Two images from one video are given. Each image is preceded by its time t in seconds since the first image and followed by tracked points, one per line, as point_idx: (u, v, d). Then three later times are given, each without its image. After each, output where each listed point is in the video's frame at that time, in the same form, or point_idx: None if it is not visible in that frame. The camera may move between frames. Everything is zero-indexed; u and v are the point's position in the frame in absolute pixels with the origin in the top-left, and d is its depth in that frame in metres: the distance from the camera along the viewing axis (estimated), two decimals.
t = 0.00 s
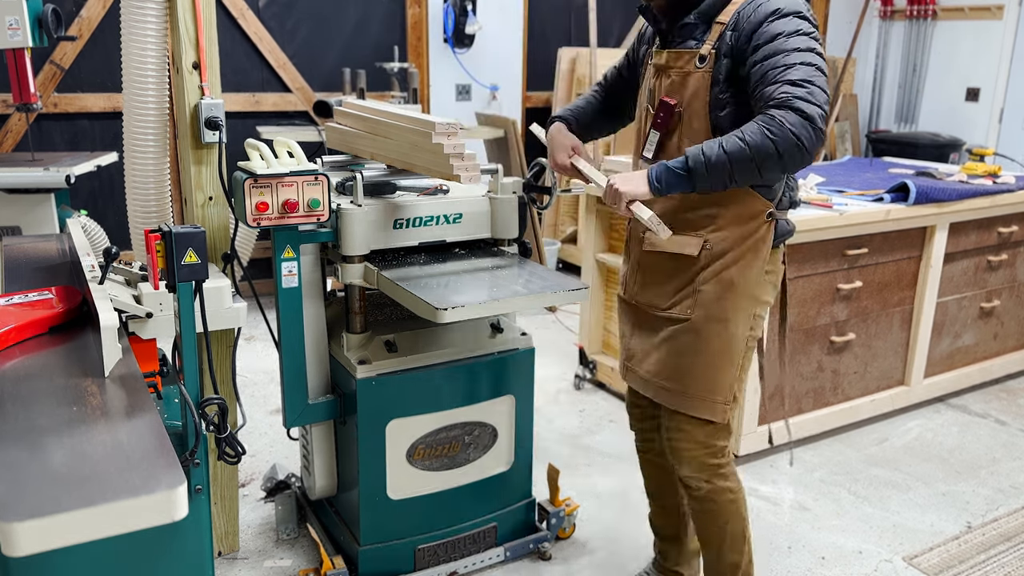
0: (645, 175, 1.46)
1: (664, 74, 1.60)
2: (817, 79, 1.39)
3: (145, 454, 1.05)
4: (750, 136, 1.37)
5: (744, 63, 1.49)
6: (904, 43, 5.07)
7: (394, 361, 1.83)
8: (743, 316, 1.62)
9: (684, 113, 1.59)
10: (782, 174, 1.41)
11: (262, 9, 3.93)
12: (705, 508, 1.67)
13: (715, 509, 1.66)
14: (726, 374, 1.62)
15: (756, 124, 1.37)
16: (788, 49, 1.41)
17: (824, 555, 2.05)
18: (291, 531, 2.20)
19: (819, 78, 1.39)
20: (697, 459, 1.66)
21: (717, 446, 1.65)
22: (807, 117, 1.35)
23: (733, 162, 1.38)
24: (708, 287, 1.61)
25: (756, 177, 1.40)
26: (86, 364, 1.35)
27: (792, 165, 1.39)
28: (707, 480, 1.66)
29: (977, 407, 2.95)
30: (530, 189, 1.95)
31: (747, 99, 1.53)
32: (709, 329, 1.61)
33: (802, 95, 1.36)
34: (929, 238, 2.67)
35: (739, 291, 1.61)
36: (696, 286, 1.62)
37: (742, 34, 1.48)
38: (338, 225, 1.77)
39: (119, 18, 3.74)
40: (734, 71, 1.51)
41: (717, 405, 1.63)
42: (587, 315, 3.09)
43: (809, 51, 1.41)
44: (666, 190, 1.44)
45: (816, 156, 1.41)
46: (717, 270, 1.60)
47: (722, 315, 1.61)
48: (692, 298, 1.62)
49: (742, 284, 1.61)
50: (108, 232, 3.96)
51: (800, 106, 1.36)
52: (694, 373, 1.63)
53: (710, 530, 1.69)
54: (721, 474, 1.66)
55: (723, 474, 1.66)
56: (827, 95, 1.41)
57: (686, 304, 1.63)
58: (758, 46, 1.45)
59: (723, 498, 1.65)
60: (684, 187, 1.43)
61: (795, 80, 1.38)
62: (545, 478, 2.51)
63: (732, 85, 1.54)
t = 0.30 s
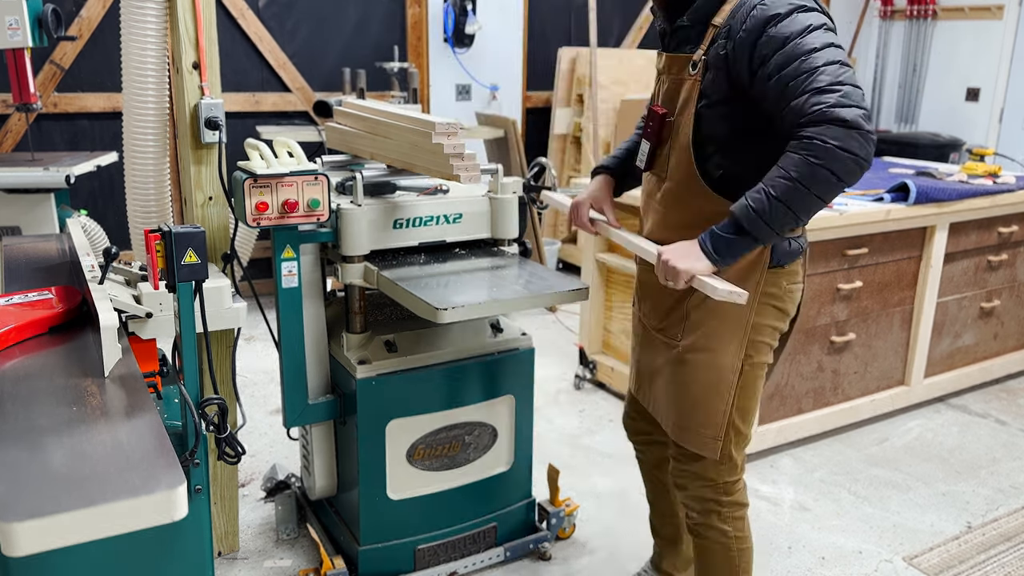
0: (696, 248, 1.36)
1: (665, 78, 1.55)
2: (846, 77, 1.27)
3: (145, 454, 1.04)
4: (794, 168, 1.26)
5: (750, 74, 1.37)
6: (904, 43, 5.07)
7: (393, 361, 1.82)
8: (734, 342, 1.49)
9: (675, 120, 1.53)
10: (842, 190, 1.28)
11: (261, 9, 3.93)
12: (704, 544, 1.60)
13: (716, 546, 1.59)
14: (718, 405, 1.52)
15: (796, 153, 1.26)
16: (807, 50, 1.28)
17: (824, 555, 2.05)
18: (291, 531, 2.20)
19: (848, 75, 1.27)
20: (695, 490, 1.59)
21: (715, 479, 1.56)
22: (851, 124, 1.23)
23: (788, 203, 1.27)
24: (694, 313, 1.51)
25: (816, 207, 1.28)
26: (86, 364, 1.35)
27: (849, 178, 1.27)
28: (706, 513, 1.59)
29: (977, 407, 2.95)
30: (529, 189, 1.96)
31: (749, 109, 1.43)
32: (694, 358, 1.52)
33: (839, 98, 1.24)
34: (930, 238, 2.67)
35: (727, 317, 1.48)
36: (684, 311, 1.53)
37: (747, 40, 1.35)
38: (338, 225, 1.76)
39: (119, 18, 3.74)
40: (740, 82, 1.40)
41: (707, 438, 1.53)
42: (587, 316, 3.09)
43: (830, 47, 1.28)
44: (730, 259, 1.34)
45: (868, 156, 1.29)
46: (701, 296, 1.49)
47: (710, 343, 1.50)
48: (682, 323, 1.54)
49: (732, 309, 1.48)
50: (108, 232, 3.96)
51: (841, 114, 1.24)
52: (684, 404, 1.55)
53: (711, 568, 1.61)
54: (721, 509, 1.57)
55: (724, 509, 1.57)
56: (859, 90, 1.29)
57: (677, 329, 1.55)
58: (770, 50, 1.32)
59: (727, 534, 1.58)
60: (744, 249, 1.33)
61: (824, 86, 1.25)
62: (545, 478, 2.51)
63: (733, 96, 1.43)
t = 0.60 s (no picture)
0: (646, 300, 1.30)
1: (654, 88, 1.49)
2: (795, 111, 1.20)
3: (144, 455, 1.04)
4: (725, 213, 1.23)
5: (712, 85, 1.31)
6: (904, 43, 5.07)
7: (393, 360, 1.83)
8: (742, 358, 1.45)
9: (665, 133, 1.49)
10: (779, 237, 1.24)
11: (262, 9, 3.93)
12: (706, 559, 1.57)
13: (720, 562, 1.55)
14: (725, 420, 1.48)
15: (727, 195, 1.23)
16: (760, 74, 1.21)
17: (824, 555, 2.05)
18: (291, 531, 2.20)
19: (799, 106, 1.20)
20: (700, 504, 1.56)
21: (720, 494, 1.52)
22: (784, 170, 1.19)
23: (718, 256, 1.23)
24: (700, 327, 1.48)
25: (752, 256, 1.24)
26: (85, 364, 1.35)
27: (784, 226, 1.22)
28: (711, 528, 1.55)
29: (977, 407, 2.95)
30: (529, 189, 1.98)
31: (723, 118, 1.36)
32: (701, 372, 1.48)
33: (776, 138, 1.19)
34: (930, 238, 2.66)
35: (735, 331, 1.45)
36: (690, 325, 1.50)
37: (709, 46, 1.28)
38: (338, 225, 1.76)
39: (119, 18, 3.73)
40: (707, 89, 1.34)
41: (714, 455, 1.49)
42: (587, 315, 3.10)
43: (790, 72, 1.20)
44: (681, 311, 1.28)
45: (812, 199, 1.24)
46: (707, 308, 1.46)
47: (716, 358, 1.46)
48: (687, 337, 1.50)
49: (739, 323, 1.44)
50: (108, 232, 3.96)
51: (774, 158, 1.19)
52: (691, 420, 1.51)
53: None
54: (726, 525, 1.54)
55: (729, 525, 1.54)
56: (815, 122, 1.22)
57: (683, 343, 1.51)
58: (725, 66, 1.25)
59: (732, 550, 1.53)
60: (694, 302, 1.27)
61: (765, 121, 1.20)
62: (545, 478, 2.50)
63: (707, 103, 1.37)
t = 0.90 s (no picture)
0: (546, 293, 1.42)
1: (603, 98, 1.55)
2: (678, 105, 1.26)
3: (145, 455, 1.04)
4: (610, 200, 1.33)
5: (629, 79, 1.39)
6: (904, 43, 5.07)
7: (393, 360, 1.82)
8: (732, 360, 1.46)
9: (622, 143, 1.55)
10: (659, 228, 1.32)
11: (262, 9, 3.93)
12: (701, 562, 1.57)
13: (713, 564, 1.55)
14: (716, 422, 1.48)
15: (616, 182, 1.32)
16: (655, 65, 1.28)
17: (824, 555, 2.04)
18: (291, 531, 2.19)
19: (684, 100, 1.26)
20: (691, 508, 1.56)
21: (712, 498, 1.52)
22: (657, 162, 1.27)
23: (599, 241, 1.33)
24: (689, 329, 1.49)
25: (633, 245, 1.32)
26: (85, 364, 1.35)
27: (659, 217, 1.30)
28: (703, 531, 1.56)
29: (977, 407, 2.95)
30: (529, 189, 1.97)
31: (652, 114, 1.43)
32: (692, 374, 1.49)
33: (654, 129, 1.27)
34: (930, 238, 2.66)
35: (724, 334, 1.45)
36: (679, 328, 1.50)
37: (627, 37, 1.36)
38: (338, 225, 1.76)
39: (119, 18, 3.74)
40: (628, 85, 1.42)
41: (706, 457, 1.49)
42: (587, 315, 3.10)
43: (682, 65, 1.26)
44: (572, 302, 1.40)
45: (692, 193, 1.30)
46: (696, 310, 1.47)
47: (705, 360, 1.47)
48: (676, 340, 1.51)
49: (728, 324, 1.45)
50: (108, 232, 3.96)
51: (649, 149, 1.27)
52: (683, 425, 1.51)
53: None
54: (718, 529, 1.54)
55: (721, 529, 1.54)
56: (702, 115, 1.27)
57: (673, 347, 1.52)
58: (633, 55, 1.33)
59: (725, 552, 1.54)
60: (584, 288, 1.38)
61: (647, 111, 1.27)
62: (545, 478, 2.50)
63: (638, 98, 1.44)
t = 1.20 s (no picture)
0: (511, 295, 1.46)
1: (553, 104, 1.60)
2: (613, 109, 1.31)
3: (142, 456, 1.04)
4: (560, 205, 1.39)
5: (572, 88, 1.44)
6: (904, 43, 5.07)
7: (393, 360, 1.82)
8: (694, 349, 1.51)
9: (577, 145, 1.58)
10: (609, 226, 1.37)
11: (262, 9, 3.94)
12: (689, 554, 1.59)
13: (700, 556, 1.58)
14: (685, 412, 1.52)
15: (566, 188, 1.38)
16: (589, 73, 1.34)
17: (824, 555, 2.04)
18: (291, 531, 2.19)
19: (618, 103, 1.31)
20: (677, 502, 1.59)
21: (692, 489, 1.56)
22: (599, 164, 1.32)
23: (554, 244, 1.39)
24: (652, 323, 1.54)
25: (585, 244, 1.38)
26: (85, 364, 1.35)
27: (607, 216, 1.35)
28: (688, 523, 1.59)
29: (977, 407, 2.94)
30: (529, 189, 1.98)
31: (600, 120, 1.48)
32: (658, 367, 1.54)
33: (593, 133, 1.32)
34: (930, 238, 2.66)
35: (684, 324, 1.50)
36: (644, 323, 1.55)
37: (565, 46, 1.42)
38: (338, 225, 1.76)
39: (119, 18, 3.74)
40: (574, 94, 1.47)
41: (682, 448, 1.54)
42: (587, 316, 3.10)
43: (615, 71, 1.32)
44: (536, 300, 1.43)
45: (637, 190, 1.35)
46: (657, 304, 1.52)
47: (668, 352, 1.52)
48: (642, 335, 1.56)
49: (688, 316, 1.49)
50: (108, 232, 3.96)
51: (591, 154, 1.33)
52: (657, 416, 1.56)
53: None
54: (702, 520, 1.57)
55: (704, 520, 1.57)
56: (637, 115, 1.31)
57: (641, 342, 1.57)
58: (572, 64, 1.39)
59: (710, 543, 1.56)
60: (546, 288, 1.41)
61: (583, 117, 1.33)
62: (545, 478, 2.50)
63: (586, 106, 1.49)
